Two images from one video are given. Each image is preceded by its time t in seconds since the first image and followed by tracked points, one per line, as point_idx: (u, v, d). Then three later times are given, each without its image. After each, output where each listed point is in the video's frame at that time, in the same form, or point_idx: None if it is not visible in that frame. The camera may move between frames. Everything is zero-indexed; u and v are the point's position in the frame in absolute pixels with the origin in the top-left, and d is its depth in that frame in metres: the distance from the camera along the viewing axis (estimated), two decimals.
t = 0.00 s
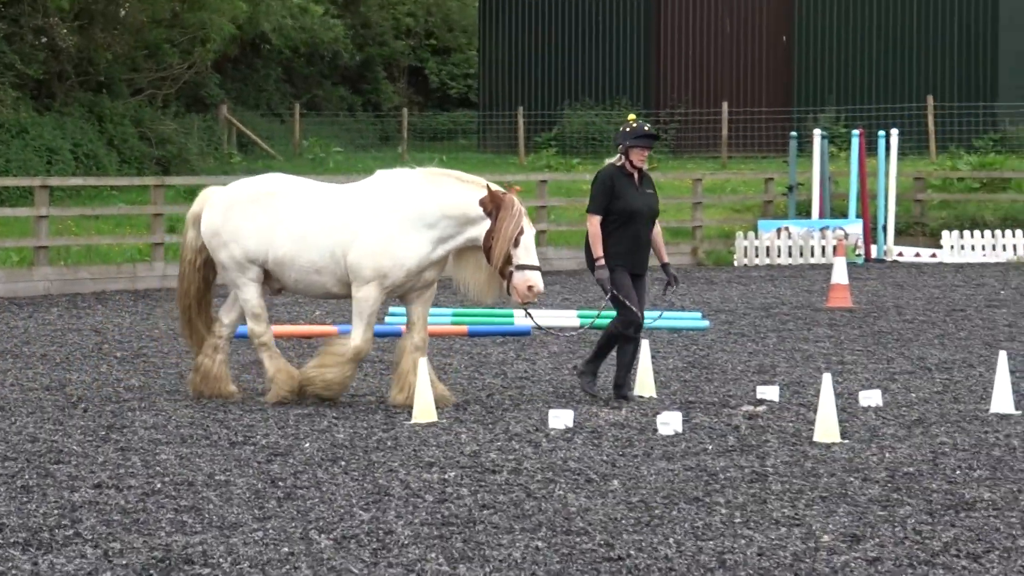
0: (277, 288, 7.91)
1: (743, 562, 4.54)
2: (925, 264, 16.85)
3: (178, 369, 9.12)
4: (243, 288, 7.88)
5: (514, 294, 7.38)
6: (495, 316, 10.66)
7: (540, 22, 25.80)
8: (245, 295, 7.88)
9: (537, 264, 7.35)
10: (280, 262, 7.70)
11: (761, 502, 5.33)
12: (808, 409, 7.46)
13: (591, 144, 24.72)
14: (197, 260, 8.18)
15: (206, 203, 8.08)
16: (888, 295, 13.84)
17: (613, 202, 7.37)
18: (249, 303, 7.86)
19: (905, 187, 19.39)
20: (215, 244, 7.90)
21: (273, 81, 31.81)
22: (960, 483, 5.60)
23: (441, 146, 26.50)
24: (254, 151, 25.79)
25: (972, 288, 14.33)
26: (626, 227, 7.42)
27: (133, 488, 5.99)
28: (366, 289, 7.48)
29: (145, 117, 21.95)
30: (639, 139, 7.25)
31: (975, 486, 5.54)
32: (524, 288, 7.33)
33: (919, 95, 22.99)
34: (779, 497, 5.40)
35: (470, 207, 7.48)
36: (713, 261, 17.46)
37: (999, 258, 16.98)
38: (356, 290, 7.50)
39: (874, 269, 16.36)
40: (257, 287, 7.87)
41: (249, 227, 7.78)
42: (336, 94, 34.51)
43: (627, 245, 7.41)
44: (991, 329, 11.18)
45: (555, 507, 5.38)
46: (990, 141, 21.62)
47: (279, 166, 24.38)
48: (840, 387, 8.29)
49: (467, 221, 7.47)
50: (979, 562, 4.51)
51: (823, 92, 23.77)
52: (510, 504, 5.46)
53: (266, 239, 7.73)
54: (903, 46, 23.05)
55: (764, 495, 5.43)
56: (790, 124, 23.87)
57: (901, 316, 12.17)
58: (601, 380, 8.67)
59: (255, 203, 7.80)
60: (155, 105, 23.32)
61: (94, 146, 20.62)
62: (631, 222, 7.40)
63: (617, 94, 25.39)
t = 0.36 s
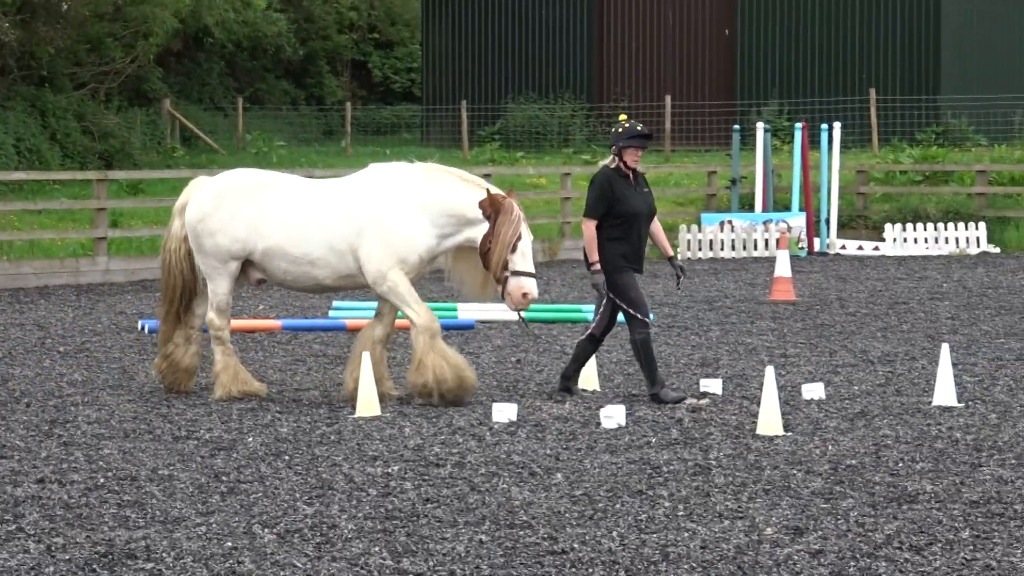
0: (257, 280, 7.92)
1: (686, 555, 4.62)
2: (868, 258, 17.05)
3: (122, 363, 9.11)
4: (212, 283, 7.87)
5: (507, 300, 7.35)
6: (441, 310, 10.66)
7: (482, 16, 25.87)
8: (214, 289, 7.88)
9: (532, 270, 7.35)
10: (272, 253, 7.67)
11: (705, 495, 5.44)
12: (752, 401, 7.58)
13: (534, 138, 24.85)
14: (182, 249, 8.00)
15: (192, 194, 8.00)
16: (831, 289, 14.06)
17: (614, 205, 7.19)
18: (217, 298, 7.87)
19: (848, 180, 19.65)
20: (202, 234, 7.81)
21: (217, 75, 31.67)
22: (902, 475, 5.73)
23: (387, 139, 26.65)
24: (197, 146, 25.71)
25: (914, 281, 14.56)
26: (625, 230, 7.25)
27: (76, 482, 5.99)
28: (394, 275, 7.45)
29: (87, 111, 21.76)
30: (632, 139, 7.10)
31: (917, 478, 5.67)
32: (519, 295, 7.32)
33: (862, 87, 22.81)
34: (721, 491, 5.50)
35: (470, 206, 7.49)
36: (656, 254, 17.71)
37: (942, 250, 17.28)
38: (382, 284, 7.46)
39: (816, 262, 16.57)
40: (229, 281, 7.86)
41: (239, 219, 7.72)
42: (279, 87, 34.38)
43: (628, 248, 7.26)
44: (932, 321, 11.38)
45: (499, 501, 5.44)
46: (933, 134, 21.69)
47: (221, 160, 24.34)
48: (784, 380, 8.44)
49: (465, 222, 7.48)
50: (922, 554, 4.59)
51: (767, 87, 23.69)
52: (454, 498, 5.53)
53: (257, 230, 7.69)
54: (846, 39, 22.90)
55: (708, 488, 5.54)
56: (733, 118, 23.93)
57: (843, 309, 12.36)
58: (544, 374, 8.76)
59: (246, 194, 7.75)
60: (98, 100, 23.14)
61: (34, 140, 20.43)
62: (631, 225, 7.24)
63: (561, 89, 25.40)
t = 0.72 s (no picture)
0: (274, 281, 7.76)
1: (648, 551, 4.68)
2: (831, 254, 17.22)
3: (85, 358, 9.09)
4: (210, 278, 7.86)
5: (527, 293, 7.31)
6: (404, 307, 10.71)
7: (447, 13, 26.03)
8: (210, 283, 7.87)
9: (551, 264, 7.29)
10: (281, 248, 7.56)
11: (668, 492, 5.51)
12: (715, 398, 7.66)
13: (498, 132, 24.73)
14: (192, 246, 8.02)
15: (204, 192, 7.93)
16: (794, 285, 14.19)
17: (633, 193, 7.26)
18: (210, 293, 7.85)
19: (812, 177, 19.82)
20: (213, 231, 7.74)
21: (181, 69, 31.51)
22: (865, 472, 5.82)
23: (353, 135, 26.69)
24: (162, 140, 25.60)
25: (877, 278, 14.73)
26: (643, 218, 7.32)
27: (39, 477, 5.99)
28: (402, 274, 7.44)
29: (51, 105, 21.59)
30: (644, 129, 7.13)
31: (880, 475, 5.77)
32: (539, 288, 7.27)
33: (828, 84, 22.88)
34: (685, 488, 5.57)
35: (488, 202, 7.47)
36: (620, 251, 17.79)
37: (906, 247, 17.46)
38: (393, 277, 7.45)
39: (780, 260, 16.70)
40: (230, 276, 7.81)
41: (250, 213, 7.62)
42: (243, 82, 34.28)
43: (646, 236, 7.31)
44: (895, 319, 11.52)
45: (462, 497, 5.49)
46: (896, 131, 21.50)
47: (185, 155, 24.24)
48: (747, 377, 8.53)
49: (482, 218, 7.45)
50: (884, 551, 4.67)
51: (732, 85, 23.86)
52: (417, 494, 5.57)
53: (268, 225, 7.59)
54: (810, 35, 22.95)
55: (671, 485, 5.61)
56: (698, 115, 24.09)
57: (807, 306, 12.49)
58: (509, 370, 8.80)
59: (256, 188, 7.65)
60: (61, 94, 22.98)
61: None
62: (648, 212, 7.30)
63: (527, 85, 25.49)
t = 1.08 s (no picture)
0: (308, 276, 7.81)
1: (625, 549, 4.73)
2: (807, 253, 17.34)
3: (61, 354, 9.08)
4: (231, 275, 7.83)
5: (565, 292, 7.30)
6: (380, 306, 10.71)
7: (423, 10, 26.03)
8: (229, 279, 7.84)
9: (588, 262, 7.28)
10: (311, 250, 7.55)
11: (644, 489, 5.57)
12: (690, 395, 7.72)
13: (473, 130, 24.90)
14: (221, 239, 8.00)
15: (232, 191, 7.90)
16: (770, 283, 14.29)
17: (656, 199, 7.17)
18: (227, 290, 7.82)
19: (788, 176, 19.92)
20: (240, 232, 7.71)
21: (157, 66, 31.42)
22: (841, 471, 5.90)
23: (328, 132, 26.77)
24: (138, 137, 25.57)
25: (854, 276, 14.84)
26: (667, 224, 7.22)
27: (15, 474, 6.00)
28: (417, 271, 7.37)
29: (27, 102, 21.49)
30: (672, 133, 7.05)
31: (856, 474, 5.84)
32: (576, 286, 7.26)
33: (802, 83, 23.07)
34: (661, 485, 5.64)
35: (521, 200, 7.39)
36: (597, 249, 17.79)
37: (882, 246, 17.61)
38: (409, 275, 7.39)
39: (757, 258, 16.81)
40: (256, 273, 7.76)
41: (279, 214, 7.61)
42: (219, 80, 34.25)
43: (669, 243, 7.20)
44: (871, 317, 11.62)
45: (438, 495, 5.54)
46: (872, 130, 21.98)
47: (161, 152, 24.21)
48: (723, 375, 8.61)
49: (514, 215, 7.36)
50: (861, 549, 4.73)
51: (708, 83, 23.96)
52: (393, 491, 5.61)
53: (296, 227, 7.57)
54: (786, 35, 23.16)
55: (647, 483, 5.67)
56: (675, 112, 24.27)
57: (783, 304, 12.58)
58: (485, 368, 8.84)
59: (284, 190, 7.63)
60: (37, 91, 22.90)
61: None
62: (670, 218, 7.20)
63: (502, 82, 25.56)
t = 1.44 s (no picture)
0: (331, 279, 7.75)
1: (595, 550, 4.79)
2: (779, 255, 17.47)
3: (33, 357, 9.08)
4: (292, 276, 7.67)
5: (594, 293, 7.23)
6: (351, 306, 10.73)
7: (396, 13, 26.14)
8: (294, 281, 7.67)
9: (616, 263, 7.23)
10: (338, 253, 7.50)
11: (615, 491, 5.64)
12: (662, 397, 7.80)
13: (446, 132, 24.93)
14: (247, 245, 7.92)
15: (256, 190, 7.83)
16: (742, 286, 14.40)
17: (666, 194, 7.25)
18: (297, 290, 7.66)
19: (759, 178, 20.05)
20: (269, 232, 7.64)
21: (129, 68, 31.33)
22: (811, 472, 5.99)
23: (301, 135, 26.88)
24: (110, 139, 25.54)
25: (825, 278, 14.98)
26: (679, 218, 7.32)
27: None
28: (431, 279, 7.35)
29: None
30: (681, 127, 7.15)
31: (827, 475, 5.93)
32: (605, 288, 7.19)
33: (775, 85, 23.27)
34: (632, 487, 5.71)
35: (548, 202, 7.35)
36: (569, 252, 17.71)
37: (852, 248, 17.78)
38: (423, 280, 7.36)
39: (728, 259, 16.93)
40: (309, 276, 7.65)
41: (305, 216, 7.53)
42: (191, 81, 34.18)
43: (681, 237, 7.33)
44: (842, 319, 11.75)
45: (410, 496, 5.59)
46: (844, 132, 22.28)
47: (133, 154, 24.18)
48: (695, 377, 8.70)
49: (543, 218, 7.33)
50: (830, 550, 4.81)
51: (680, 84, 24.08)
52: (365, 493, 5.66)
53: (323, 229, 7.50)
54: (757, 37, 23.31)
55: (618, 485, 5.73)
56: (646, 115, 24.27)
57: (755, 306, 12.70)
58: (457, 370, 8.89)
59: (312, 190, 7.55)
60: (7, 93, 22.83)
61: None
62: (683, 212, 7.29)
63: (474, 84, 25.65)
